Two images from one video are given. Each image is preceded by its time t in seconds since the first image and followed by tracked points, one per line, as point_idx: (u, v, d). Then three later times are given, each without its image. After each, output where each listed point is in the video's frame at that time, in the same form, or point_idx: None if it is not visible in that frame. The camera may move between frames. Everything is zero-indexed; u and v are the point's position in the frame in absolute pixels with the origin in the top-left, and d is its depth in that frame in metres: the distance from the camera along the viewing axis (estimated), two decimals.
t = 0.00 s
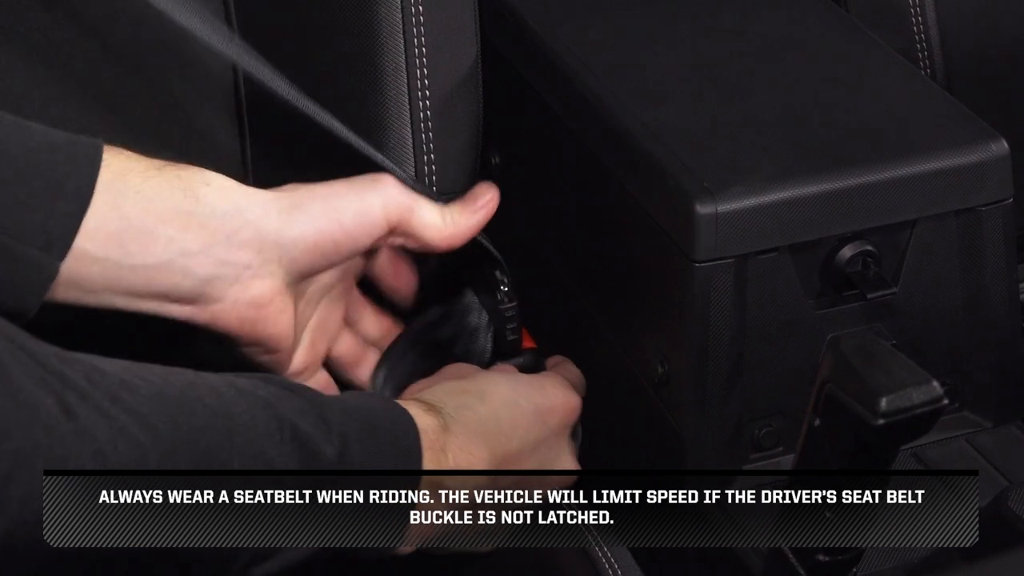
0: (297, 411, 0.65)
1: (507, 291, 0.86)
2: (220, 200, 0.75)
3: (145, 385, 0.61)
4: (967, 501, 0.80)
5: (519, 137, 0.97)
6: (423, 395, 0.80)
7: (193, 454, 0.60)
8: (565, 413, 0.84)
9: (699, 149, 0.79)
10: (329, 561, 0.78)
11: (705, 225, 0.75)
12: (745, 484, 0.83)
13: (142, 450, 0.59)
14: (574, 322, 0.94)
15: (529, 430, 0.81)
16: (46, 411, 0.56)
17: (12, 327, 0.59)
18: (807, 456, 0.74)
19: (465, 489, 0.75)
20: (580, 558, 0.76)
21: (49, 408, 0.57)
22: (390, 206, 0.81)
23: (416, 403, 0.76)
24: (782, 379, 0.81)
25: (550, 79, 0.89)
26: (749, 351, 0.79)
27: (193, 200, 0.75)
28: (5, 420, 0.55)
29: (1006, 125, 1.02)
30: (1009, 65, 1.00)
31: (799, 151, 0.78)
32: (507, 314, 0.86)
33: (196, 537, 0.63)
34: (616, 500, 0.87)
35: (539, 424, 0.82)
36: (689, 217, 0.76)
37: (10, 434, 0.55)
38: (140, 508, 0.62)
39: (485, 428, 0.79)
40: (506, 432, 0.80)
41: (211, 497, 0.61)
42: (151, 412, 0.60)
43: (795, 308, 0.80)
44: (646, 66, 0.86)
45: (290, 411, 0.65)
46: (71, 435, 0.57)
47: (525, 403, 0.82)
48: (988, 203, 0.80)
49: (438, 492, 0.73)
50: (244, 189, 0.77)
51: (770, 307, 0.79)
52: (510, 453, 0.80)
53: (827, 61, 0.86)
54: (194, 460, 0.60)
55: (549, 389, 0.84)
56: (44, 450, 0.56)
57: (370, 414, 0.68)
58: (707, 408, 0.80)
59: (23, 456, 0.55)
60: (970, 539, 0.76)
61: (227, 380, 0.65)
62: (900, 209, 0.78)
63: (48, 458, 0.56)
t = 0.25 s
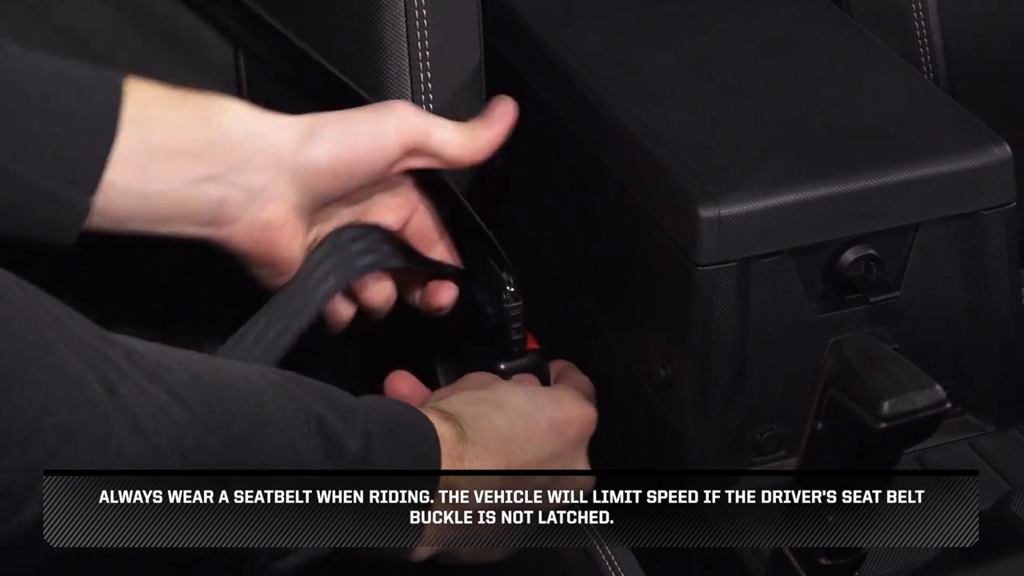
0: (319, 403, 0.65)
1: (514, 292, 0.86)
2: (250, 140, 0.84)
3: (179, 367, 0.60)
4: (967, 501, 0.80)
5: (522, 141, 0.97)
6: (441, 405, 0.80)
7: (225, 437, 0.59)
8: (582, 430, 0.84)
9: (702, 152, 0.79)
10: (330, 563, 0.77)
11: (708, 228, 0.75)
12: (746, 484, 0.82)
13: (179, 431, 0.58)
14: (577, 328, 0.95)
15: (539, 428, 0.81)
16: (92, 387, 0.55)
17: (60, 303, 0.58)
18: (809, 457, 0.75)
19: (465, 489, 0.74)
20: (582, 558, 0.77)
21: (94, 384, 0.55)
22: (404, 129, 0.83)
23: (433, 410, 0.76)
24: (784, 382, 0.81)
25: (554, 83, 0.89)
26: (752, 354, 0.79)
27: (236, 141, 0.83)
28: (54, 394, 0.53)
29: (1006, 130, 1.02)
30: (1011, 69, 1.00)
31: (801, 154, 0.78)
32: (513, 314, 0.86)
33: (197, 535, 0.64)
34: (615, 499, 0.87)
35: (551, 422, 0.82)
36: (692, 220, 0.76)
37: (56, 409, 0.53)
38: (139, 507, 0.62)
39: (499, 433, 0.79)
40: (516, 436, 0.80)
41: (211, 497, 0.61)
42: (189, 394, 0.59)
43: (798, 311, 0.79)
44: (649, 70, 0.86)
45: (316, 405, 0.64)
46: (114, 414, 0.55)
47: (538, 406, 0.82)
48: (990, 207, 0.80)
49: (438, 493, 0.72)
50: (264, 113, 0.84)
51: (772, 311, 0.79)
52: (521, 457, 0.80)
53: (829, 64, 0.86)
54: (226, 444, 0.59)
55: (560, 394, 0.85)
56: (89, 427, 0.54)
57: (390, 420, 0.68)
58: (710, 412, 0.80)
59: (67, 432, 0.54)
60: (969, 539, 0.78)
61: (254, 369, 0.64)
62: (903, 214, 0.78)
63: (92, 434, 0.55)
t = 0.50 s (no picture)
0: (323, 395, 0.65)
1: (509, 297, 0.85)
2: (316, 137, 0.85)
3: (188, 353, 0.62)
4: (967, 501, 0.79)
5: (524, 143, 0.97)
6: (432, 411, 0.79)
7: (235, 422, 0.60)
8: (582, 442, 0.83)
9: (704, 153, 0.79)
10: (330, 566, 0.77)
11: (709, 230, 0.75)
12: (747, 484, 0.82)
13: (190, 415, 0.59)
14: (579, 329, 0.94)
15: (528, 431, 0.80)
16: (102, 370, 0.57)
17: (77, 292, 0.60)
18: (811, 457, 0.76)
19: (466, 489, 0.73)
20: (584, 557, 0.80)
21: (104, 366, 0.57)
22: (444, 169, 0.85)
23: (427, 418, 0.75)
24: (786, 385, 0.81)
25: (556, 84, 0.89)
26: (754, 357, 0.79)
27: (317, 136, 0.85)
28: (63, 376, 0.55)
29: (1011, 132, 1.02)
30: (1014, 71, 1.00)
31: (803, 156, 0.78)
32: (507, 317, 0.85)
33: (197, 535, 0.65)
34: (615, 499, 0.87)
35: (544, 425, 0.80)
36: (694, 223, 0.75)
37: (66, 390, 0.55)
38: (140, 507, 0.62)
39: (489, 432, 0.78)
40: (508, 438, 0.78)
41: (212, 497, 0.61)
42: (199, 380, 0.60)
43: (801, 314, 0.79)
44: (652, 72, 0.86)
45: (319, 397, 0.65)
46: (124, 397, 0.57)
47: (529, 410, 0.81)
48: (993, 209, 0.80)
49: (438, 492, 0.71)
50: (325, 122, 0.86)
51: (774, 314, 0.79)
52: (512, 458, 0.78)
53: (833, 66, 0.86)
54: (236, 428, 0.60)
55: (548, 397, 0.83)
56: (100, 409, 0.56)
57: (397, 417, 0.68)
58: (712, 416, 0.80)
59: (77, 413, 0.56)
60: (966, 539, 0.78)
61: (263, 361, 0.65)
62: (905, 216, 0.78)
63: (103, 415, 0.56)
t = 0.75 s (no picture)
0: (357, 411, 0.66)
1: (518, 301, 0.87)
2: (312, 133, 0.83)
3: (222, 360, 0.62)
4: (967, 501, 0.79)
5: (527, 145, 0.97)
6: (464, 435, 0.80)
7: (276, 434, 0.61)
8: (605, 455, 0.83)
9: (706, 155, 0.79)
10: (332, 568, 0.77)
11: (713, 234, 0.75)
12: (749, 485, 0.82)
13: (231, 424, 0.59)
14: (581, 333, 0.94)
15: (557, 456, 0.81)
16: (147, 377, 0.57)
17: (117, 297, 0.61)
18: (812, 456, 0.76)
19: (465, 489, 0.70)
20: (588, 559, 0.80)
21: (149, 373, 0.57)
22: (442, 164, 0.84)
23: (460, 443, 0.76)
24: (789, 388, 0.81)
25: (558, 87, 0.89)
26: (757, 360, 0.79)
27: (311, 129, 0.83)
28: (108, 382, 0.56)
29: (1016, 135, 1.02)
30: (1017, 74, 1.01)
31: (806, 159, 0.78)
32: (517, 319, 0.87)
33: (197, 537, 0.64)
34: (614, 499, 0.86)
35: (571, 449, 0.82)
36: (698, 227, 0.75)
37: (112, 396, 0.56)
38: (139, 508, 0.62)
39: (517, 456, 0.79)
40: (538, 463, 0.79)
41: (211, 497, 0.61)
42: (239, 388, 0.61)
43: (804, 318, 0.79)
44: (656, 74, 0.86)
45: (355, 415, 0.66)
46: (169, 403, 0.58)
47: (552, 433, 0.82)
48: (996, 213, 0.80)
49: (437, 492, 0.69)
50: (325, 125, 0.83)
51: (778, 318, 0.79)
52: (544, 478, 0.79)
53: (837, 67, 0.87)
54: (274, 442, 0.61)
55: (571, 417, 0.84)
56: (143, 414, 0.57)
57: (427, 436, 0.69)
58: (714, 419, 0.80)
59: (122, 418, 0.56)
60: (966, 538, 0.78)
61: (302, 378, 0.66)
62: (909, 220, 0.78)
63: (146, 422, 0.57)
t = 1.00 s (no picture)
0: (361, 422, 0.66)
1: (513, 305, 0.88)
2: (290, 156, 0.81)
3: (226, 364, 0.62)
4: (967, 501, 0.79)
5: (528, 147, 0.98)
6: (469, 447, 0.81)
7: (281, 441, 0.61)
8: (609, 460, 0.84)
9: (706, 154, 0.79)
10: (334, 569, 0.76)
11: (715, 236, 0.74)
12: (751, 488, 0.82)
13: (236, 431, 0.60)
14: (583, 334, 0.94)
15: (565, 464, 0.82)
16: (152, 380, 0.57)
17: (122, 298, 0.60)
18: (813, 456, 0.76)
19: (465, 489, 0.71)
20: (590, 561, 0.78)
21: (155, 376, 0.57)
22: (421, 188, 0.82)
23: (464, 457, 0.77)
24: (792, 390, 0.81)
25: (560, 88, 0.89)
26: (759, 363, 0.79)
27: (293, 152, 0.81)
28: (116, 382, 0.56)
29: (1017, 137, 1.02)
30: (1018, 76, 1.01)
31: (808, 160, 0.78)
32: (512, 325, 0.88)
33: (196, 537, 0.64)
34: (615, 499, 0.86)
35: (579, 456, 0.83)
36: (700, 229, 0.75)
37: (119, 397, 0.56)
38: (138, 508, 0.61)
39: (525, 463, 0.80)
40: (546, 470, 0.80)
41: (212, 497, 0.61)
42: (245, 392, 0.61)
43: (807, 320, 0.79)
44: (657, 76, 0.86)
45: (360, 424, 0.66)
46: (175, 406, 0.58)
47: (556, 443, 0.83)
48: (998, 216, 0.80)
49: (438, 492, 0.69)
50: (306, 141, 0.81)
51: (780, 320, 0.78)
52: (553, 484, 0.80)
53: (839, 69, 0.87)
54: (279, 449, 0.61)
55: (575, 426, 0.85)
56: (150, 417, 0.57)
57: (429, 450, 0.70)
58: (716, 421, 0.79)
59: (129, 419, 0.56)
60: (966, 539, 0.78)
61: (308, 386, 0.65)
62: (911, 222, 0.78)
63: (152, 423, 0.57)
